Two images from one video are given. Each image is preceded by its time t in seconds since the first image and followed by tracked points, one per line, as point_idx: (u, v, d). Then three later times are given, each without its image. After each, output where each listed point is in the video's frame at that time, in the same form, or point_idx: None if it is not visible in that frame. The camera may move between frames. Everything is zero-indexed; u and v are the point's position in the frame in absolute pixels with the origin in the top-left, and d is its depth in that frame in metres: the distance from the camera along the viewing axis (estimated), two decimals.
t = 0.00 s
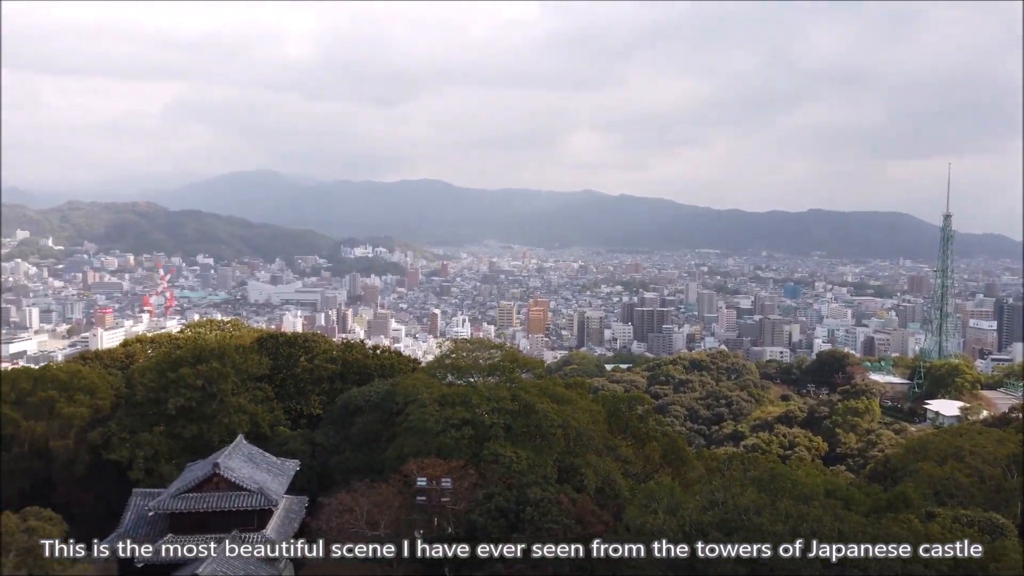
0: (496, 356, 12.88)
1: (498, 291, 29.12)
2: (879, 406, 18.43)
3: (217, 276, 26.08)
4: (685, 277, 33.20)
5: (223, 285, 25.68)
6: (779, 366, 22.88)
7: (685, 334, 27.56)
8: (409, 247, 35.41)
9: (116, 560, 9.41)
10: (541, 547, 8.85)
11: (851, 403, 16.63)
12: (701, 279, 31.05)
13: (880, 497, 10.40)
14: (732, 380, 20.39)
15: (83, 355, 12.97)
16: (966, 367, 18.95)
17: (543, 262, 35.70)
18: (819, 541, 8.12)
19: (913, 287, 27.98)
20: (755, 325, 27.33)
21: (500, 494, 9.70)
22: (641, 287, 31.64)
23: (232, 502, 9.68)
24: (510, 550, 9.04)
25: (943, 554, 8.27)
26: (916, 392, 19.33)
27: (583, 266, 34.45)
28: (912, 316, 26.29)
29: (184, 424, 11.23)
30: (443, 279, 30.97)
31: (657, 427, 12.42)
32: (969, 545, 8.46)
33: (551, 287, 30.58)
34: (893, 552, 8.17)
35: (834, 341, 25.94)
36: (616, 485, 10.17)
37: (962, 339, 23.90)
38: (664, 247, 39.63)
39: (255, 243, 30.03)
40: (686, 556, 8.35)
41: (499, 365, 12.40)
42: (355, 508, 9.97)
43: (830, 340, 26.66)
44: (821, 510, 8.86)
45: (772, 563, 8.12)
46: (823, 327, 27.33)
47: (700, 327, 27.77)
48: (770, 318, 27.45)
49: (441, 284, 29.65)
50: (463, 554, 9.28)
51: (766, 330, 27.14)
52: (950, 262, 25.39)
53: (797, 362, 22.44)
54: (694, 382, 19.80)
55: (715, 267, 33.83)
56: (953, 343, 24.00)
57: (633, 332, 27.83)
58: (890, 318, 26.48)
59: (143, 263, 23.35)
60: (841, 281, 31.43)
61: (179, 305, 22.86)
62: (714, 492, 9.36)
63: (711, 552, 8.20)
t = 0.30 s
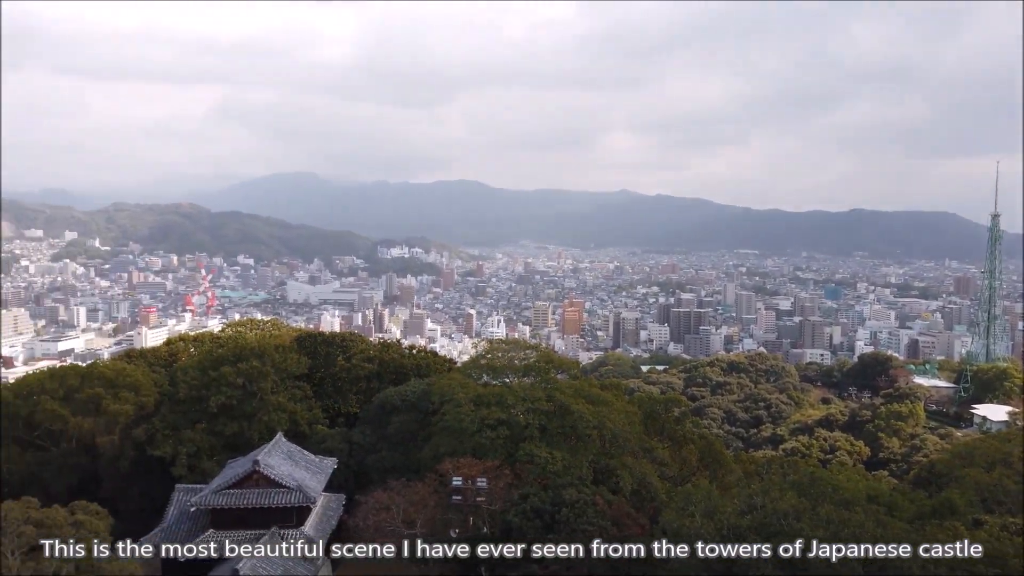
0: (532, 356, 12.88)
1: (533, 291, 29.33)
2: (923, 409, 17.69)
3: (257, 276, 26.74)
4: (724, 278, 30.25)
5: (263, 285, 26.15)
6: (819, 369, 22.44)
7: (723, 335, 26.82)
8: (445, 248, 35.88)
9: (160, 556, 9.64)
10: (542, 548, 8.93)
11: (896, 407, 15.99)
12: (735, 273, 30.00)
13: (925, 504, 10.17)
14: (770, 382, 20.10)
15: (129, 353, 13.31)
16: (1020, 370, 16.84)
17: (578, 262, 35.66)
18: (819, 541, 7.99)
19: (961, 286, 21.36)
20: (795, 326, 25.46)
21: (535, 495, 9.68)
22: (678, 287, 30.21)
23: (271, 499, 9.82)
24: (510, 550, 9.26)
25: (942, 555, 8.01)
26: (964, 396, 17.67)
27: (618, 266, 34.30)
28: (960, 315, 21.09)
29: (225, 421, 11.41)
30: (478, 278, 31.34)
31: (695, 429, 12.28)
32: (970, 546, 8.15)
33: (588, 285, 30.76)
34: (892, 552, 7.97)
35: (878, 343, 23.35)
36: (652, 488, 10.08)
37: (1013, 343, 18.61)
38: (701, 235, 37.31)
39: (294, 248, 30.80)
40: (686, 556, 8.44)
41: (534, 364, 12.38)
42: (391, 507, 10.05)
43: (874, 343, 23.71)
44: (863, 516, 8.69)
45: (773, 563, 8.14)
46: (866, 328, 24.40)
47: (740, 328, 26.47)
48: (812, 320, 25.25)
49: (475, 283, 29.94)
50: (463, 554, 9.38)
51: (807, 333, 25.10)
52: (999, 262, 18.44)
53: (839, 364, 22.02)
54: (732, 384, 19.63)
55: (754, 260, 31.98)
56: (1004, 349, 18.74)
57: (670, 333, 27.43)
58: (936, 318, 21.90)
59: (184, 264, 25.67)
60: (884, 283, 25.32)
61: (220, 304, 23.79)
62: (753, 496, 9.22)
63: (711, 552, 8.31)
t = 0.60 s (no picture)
0: (571, 358, 12.86)
1: (571, 294, 29.56)
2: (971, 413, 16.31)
3: (300, 276, 27.66)
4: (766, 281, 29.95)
5: (304, 287, 26.84)
6: (866, 372, 21.94)
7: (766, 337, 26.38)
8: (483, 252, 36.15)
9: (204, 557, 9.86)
10: (541, 548, 9.26)
11: (946, 412, 15.52)
12: (780, 275, 29.51)
13: (977, 513, 9.81)
14: (814, 387, 19.79)
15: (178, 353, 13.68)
16: None
17: (616, 265, 35.59)
18: (818, 541, 8.12)
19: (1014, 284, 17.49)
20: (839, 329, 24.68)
21: (573, 497, 9.64)
22: (719, 289, 30.41)
23: (313, 497, 9.95)
24: (510, 550, 9.48)
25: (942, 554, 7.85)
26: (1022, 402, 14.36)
27: (657, 268, 34.15)
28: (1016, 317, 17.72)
29: (268, 420, 11.61)
30: (517, 280, 32.41)
31: (736, 435, 12.11)
32: (970, 546, 8.03)
33: (627, 289, 30.93)
34: (891, 552, 7.89)
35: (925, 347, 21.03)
36: (693, 492, 9.98)
37: None
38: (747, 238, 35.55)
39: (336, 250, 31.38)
40: (685, 557, 8.82)
41: (573, 366, 12.36)
42: (430, 507, 10.09)
43: (922, 347, 21.38)
44: (910, 524, 8.48)
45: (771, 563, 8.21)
46: (913, 332, 22.01)
47: (782, 331, 26.18)
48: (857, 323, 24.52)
49: (515, 285, 31.35)
50: (463, 554, 9.57)
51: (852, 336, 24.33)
52: None
53: (886, 369, 21.47)
54: (774, 389, 19.54)
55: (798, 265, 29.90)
56: None
57: (711, 336, 27.35)
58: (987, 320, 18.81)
59: (230, 264, 26.34)
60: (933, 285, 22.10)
61: (264, 306, 24.38)
62: (797, 502, 9.04)
63: (710, 552, 8.53)
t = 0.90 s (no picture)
0: (608, 360, 12.84)
1: (607, 296, 30.14)
2: None
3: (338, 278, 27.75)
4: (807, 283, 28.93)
5: (342, 289, 27.12)
6: (911, 378, 21.21)
7: (806, 341, 25.97)
8: (518, 254, 36.35)
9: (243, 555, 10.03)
10: (541, 548, 9.39)
11: (993, 420, 15.18)
12: (819, 275, 28.64)
13: None
14: (857, 393, 19.43)
15: (221, 353, 13.98)
16: None
17: (653, 267, 35.43)
18: (818, 541, 8.09)
19: None
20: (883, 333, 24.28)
21: (610, 501, 9.57)
22: (757, 293, 29.73)
23: (350, 497, 10.03)
24: (509, 550, 9.51)
25: (941, 554, 7.67)
26: None
27: (694, 270, 33.96)
28: None
29: (307, 420, 11.75)
30: (552, 282, 32.66)
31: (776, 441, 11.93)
32: (970, 545, 7.72)
33: (665, 291, 31.10)
34: (892, 552, 7.82)
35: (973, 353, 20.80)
36: (732, 498, 9.86)
37: None
38: (790, 238, 34.25)
39: (373, 252, 31.80)
40: (685, 557, 8.69)
41: (610, 368, 12.30)
42: (466, 508, 10.10)
43: (968, 352, 21.04)
44: (957, 532, 8.22)
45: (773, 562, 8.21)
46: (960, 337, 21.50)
47: (824, 334, 25.69)
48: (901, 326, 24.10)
49: (550, 287, 31.48)
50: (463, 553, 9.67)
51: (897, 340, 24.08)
52: None
53: (931, 374, 20.82)
54: (815, 393, 19.29)
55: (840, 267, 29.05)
56: None
57: (750, 340, 26.66)
58: None
59: (271, 267, 26.79)
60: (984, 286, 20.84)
61: (304, 307, 24.60)
62: (837, 509, 8.93)
63: (712, 552, 8.68)
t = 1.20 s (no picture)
0: (638, 363, 12.79)
1: (637, 296, 30.77)
2: None
3: (369, 280, 28.12)
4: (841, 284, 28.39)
5: (373, 291, 27.39)
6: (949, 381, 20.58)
7: (840, 344, 25.45)
8: (548, 256, 36.49)
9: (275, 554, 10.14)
10: (541, 548, 9.29)
11: None
12: (854, 278, 27.42)
13: None
14: (893, 397, 19.13)
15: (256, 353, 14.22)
16: None
17: (684, 268, 35.29)
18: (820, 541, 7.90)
19: None
20: (922, 337, 23.63)
21: (640, 504, 9.49)
22: (792, 296, 29.91)
23: (381, 497, 10.08)
24: (510, 550, 9.58)
25: (943, 554, 7.59)
26: None
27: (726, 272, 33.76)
28: None
29: (338, 420, 11.87)
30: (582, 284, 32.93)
31: (809, 446, 11.78)
32: (970, 545, 7.59)
33: (696, 293, 31.24)
34: (891, 552, 7.78)
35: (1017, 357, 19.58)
36: (764, 503, 9.75)
37: None
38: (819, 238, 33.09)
39: (403, 254, 32.10)
40: (686, 557, 8.60)
41: (639, 370, 12.25)
42: (495, 509, 10.08)
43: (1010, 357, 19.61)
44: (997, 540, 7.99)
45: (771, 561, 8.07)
46: (1000, 340, 20.09)
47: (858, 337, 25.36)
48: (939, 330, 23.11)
49: (581, 289, 32.03)
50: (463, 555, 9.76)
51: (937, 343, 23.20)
52: None
53: (969, 379, 19.92)
54: (850, 397, 19.08)
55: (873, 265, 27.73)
56: None
57: (783, 343, 26.83)
58: None
59: (303, 268, 27.34)
60: None
61: (335, 308, 24.74)
62: (873, 516, 8.85)
63: (711, 552, 8.50)
